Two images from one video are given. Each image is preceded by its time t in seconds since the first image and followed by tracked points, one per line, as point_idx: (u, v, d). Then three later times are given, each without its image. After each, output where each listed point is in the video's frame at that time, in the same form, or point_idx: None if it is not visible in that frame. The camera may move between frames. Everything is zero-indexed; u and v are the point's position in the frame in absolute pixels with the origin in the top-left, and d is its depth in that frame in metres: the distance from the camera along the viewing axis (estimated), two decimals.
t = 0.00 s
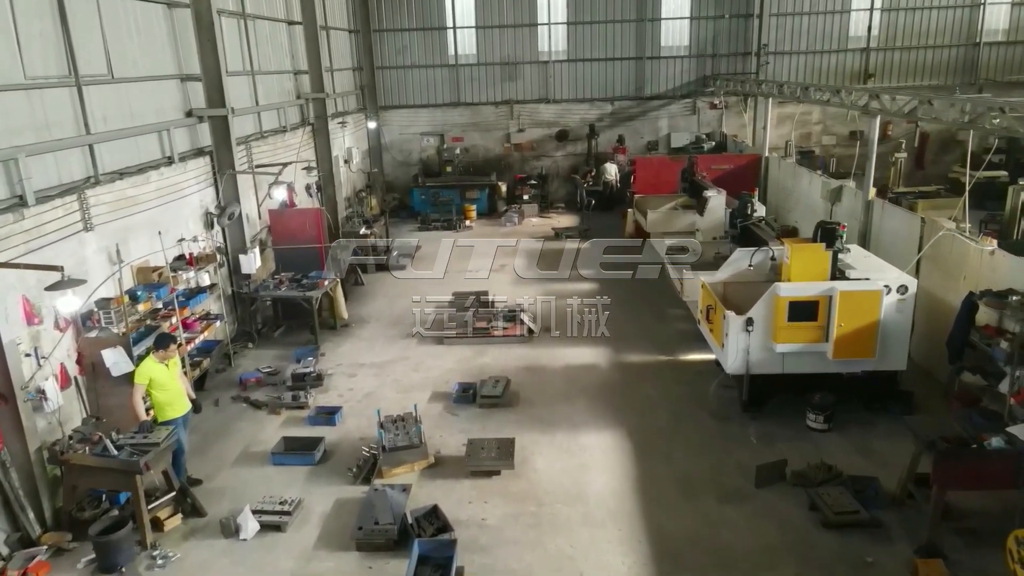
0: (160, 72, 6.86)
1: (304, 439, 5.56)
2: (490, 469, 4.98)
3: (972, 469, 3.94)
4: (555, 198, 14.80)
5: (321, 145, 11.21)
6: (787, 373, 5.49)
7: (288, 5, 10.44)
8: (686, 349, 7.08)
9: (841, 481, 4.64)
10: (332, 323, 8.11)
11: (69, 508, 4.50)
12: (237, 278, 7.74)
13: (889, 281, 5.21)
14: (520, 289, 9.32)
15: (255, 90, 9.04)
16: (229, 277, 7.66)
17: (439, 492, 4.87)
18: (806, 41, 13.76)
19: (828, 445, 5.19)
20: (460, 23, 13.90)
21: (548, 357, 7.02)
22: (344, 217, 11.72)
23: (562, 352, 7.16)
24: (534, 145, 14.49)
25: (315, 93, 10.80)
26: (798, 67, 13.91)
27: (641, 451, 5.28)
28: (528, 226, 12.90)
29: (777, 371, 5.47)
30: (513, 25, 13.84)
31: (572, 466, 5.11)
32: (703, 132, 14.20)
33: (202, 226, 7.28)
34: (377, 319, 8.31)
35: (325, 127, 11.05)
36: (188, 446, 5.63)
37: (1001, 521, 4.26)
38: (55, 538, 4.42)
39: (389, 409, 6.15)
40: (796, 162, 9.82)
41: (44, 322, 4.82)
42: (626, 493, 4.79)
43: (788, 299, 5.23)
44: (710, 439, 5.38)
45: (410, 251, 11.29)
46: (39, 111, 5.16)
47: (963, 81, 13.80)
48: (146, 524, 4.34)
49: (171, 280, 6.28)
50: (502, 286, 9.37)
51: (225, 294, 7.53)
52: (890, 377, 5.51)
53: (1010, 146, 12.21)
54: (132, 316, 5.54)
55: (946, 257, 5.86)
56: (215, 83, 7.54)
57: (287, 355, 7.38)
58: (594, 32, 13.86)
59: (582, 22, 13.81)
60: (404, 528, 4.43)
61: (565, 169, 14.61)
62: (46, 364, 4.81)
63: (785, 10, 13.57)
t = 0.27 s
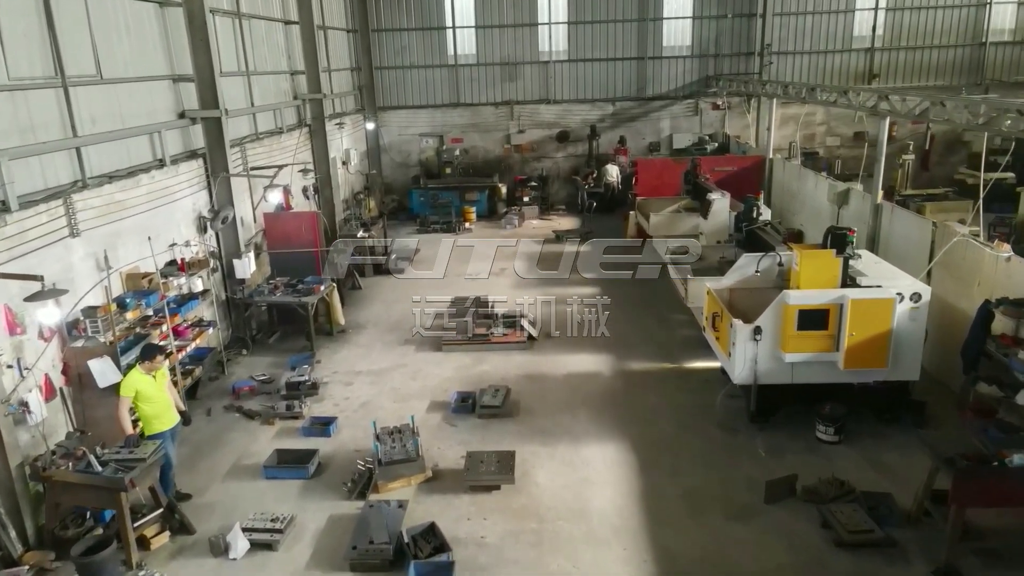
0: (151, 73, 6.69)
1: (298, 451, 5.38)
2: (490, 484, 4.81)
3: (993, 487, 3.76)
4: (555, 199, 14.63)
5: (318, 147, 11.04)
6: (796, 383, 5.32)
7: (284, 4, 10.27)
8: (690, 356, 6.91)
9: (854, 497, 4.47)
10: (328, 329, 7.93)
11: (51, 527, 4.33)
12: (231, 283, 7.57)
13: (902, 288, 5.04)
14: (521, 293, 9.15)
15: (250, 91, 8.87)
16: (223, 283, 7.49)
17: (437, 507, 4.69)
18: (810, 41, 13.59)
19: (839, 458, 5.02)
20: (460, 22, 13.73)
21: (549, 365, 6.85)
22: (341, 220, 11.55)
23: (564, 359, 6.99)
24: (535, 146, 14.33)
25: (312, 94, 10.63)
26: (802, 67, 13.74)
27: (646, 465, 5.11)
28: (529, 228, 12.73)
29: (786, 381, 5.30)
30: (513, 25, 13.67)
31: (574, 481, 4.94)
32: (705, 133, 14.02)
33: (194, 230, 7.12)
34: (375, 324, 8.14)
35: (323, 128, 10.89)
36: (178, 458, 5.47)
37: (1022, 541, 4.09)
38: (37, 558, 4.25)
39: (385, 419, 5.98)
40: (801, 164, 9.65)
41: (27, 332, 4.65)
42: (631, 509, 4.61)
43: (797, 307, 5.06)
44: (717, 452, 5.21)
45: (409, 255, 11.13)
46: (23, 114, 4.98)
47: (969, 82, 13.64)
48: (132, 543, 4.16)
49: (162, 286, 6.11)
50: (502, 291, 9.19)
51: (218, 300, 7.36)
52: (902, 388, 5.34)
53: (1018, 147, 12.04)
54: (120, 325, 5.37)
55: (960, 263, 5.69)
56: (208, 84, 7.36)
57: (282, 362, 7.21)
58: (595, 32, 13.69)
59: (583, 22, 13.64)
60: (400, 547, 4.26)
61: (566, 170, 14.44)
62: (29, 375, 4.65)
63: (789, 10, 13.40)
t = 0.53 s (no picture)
0: (141, 74, 6.51)
1: (291, 464, 5.20)
2: (489, 500, 4.63)
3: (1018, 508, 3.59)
4: (556, 201, 14.45)
5: (315, 148, 10.86)
6: (806, 394, 5.15)
7: (280, 3, 10.09)
8: (695, 364, 6.74)
9: (868, 515, 4.29)
10: (325, 335, 7.75)
11: (32, 547, 4.15)
12: (224, 288, 7.40)
13: (917, 297, 4.86)
14: (521, 297, 8.98)
15: (244, 92, 8.70)
16: (216, 288, 7.31)
17: (435, 525, 4.52)
18: (814, 41, 13.42)
19: (851, 473, 4.84)
20: (459, 22, 13.56)
21: (551, 374, 6.67)
22: (338, 223, 11.37)
23: (565, 367, 6.82)
24: (535, 147, 14.16)
25: (309, 95, 10.45)
26: (805, 67, 13.57)
27: (651, 479, 4.93)
28: (529, 231, 12.55)
29: (795, 392, 5.13)
30: (513, 24, 13.50)
31: (577, 496, 4.76)
32: (708, 134, 13.85)
33: (187, 234, 6.95)
34: (372, 330, 7.97)
35: (320, 129, 10.72)
36: (167, 471, 5.29)
37: None
38: None
39: (382, 430, 5.80)
40: (807, 166, 9.47)
41: (9, 343, 4.48)
42: (636, 527, 4.44)
43: (807, 316, 4.89)
44: (724, 465, 5.03)
45: (407, 258, 10.95)
46: (6, 116, 4.80)
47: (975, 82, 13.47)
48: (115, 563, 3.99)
49: (153, 293, 5.93)
50: (501, 295, 9.01)
51: (211, 306, 7.19)
52: (916, 399, 5.16)
53: None
54: (106, 334, 5.19)
55: (975, 269, 5.51)
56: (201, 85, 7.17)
57: (276, 370, 7.03)
58: (596, 32, 13.52)
59: (584, 21, 13.47)
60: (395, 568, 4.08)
61: (567, 172, 14.27)
62: (11, 388, 4.48)
63: (793, 9, 13.22)
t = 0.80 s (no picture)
0: (133, 74, 6.36)
1: (284, 477, 5.05)
2: (489, 516, 4.48)
3: None
4: (557, 203, 14.30)
5: (312, 150, 10.71)
6: (815, 405, 5.00)
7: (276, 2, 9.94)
8: (700, 371, 6.58)
9: (882, 532, 4.14)
10: (321, 341, 7.59)
11: (13, 566, 4.00)
12: (218, 293, 7.24)
13: (931, 304, 4.70)
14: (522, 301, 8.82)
15: (240, 92, 8.55)
16: (209, 293, 7.15)
17: (433, 542, 4.36)
18: (818, 40, 13.26)
19: (862, 486, 4.69)
20: (459, 22, 13.40)
21: (552, 381, 6.51)
22: (336, 225, 11.21)
23: (567, 374, 6.66)
24: (536, 148, 14.00)
25: (306, 95, 10.29)
26: (809, 68, 13.42)
27: (656, 493, 4.77)
28: (529, 233, 12.41)
29: (804, 402, 4.98)
30: (513, 24, 13.34)
31: (579, 511, 4.61)
32: (710, 134, 13.69)
33: (180, 239, 6.80)
34: (369, 336, 7.81)
35: (317, 130, 10.56)
36: (157, 483, 5.13)
37: None
38: None
39: (379, 440, 5.65)
40: (812, 168, 9.31)
41: None
42: (641, 544, 4.28)
43: (817, 325, 4.74)
44: (731, 478, 4.87)
45: (406, 261, 10.79)
46: None
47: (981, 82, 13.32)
48: None
49: (144, 299, 5.73)
50: (501, 299, 8.85)
51: (205, 312, 7.04)
52: (929, 409, 5.01)
53: None
54: (94, 343, 5.04)
55: (989, 276, 5.35)
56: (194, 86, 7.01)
57: (271, 377, 6.88)
58: (597, 32, 13.37)
59: (585, 21, 13.31)
60: None
61: (568, 173, 14.12)
62: None
63: (796, 9, 13.07)
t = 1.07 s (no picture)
0: (122, 75, 6.18)
1: (276, 493, 4.86)
2: (489, 535, 4.30)
3: None
4: (557, 205, 14.12)
5: (309, 151, 10.52)
6: (827, 418, 4.82)
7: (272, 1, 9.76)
8: (705, 380, 6.40)
9: (899, 554, 3.95)
10: (316, 348, 7.41)
11: None
12: (211, 300, 7.07)
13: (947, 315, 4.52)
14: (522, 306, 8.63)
15: (234, 93, 8.38)
16: (202, 299, 6.97)
17: (429, 563, 4.18)
18: (822, 40, 13.08)
19: (876, 504, 4.50)
20: (458, 21, 13.22)
21: (553, 391, 6.33)
22: (333, 228, 11.03)
23: (568, 383, 6.48)
24: (536, 150, 13.82)
25: (303, 96, 10.11)
26: (813, 68, 13.23)
27: (662, 510, 4.59)
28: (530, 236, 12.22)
29: (815, 416, 4.80)
30: (514, 23, 13.16)
31: (582, 529, 4.43)
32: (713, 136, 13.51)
33: (171, 243, 6.61)
34: (366, 342, 7.63)
35: (314, 131, 10.38)
36: (144, 499, 4.95)
37: None
38: None
39: (374, 453, 5.47)
40: (818, 170, 9.13)
41: None
42: (647, 565, 4.10)
43: (830, 336, 4.55)
44: (740, 495, 4.69)
45: (404, 264, 10.61)
46: None
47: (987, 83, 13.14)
48: None
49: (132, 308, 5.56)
50: (501, 304, 8.66)
51: (197, 319, 6.86)
52: (945, 423, 4.82)
53: None
54: (78, 354, 4.85)
55: (1006, 283, 5.17)
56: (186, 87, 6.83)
57: (265, 386, 6.70)
58: (599, 31, 13.18)
59: (586, 20, 13.13)
60: None
61: (569, 175, 13.93)
62: None
63: (800, 8, 12.88)
